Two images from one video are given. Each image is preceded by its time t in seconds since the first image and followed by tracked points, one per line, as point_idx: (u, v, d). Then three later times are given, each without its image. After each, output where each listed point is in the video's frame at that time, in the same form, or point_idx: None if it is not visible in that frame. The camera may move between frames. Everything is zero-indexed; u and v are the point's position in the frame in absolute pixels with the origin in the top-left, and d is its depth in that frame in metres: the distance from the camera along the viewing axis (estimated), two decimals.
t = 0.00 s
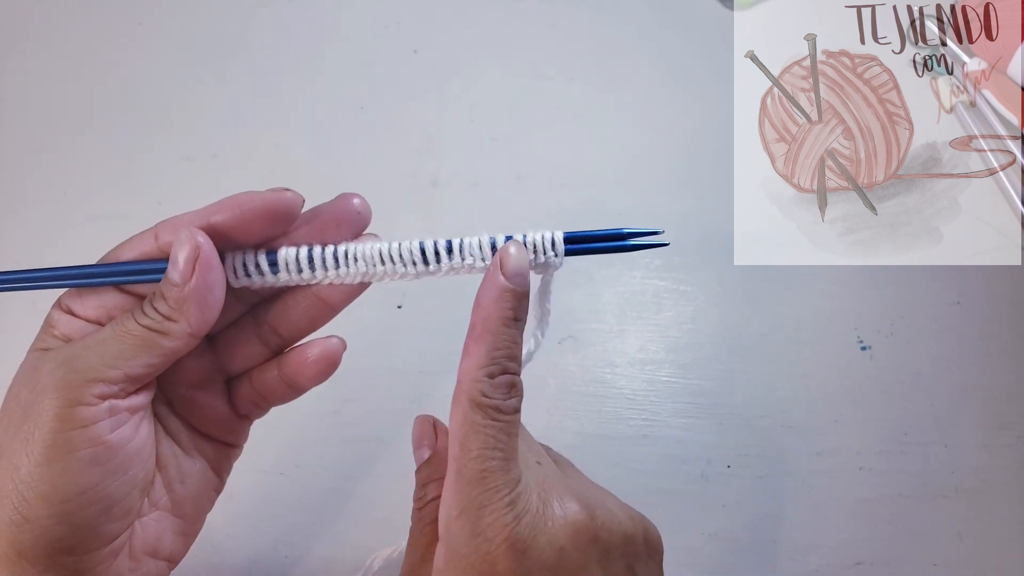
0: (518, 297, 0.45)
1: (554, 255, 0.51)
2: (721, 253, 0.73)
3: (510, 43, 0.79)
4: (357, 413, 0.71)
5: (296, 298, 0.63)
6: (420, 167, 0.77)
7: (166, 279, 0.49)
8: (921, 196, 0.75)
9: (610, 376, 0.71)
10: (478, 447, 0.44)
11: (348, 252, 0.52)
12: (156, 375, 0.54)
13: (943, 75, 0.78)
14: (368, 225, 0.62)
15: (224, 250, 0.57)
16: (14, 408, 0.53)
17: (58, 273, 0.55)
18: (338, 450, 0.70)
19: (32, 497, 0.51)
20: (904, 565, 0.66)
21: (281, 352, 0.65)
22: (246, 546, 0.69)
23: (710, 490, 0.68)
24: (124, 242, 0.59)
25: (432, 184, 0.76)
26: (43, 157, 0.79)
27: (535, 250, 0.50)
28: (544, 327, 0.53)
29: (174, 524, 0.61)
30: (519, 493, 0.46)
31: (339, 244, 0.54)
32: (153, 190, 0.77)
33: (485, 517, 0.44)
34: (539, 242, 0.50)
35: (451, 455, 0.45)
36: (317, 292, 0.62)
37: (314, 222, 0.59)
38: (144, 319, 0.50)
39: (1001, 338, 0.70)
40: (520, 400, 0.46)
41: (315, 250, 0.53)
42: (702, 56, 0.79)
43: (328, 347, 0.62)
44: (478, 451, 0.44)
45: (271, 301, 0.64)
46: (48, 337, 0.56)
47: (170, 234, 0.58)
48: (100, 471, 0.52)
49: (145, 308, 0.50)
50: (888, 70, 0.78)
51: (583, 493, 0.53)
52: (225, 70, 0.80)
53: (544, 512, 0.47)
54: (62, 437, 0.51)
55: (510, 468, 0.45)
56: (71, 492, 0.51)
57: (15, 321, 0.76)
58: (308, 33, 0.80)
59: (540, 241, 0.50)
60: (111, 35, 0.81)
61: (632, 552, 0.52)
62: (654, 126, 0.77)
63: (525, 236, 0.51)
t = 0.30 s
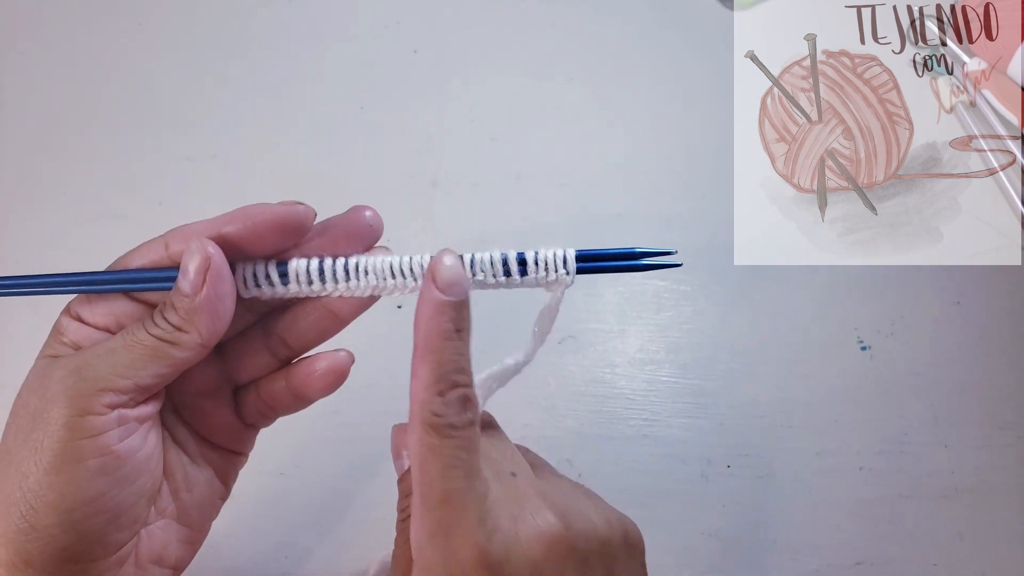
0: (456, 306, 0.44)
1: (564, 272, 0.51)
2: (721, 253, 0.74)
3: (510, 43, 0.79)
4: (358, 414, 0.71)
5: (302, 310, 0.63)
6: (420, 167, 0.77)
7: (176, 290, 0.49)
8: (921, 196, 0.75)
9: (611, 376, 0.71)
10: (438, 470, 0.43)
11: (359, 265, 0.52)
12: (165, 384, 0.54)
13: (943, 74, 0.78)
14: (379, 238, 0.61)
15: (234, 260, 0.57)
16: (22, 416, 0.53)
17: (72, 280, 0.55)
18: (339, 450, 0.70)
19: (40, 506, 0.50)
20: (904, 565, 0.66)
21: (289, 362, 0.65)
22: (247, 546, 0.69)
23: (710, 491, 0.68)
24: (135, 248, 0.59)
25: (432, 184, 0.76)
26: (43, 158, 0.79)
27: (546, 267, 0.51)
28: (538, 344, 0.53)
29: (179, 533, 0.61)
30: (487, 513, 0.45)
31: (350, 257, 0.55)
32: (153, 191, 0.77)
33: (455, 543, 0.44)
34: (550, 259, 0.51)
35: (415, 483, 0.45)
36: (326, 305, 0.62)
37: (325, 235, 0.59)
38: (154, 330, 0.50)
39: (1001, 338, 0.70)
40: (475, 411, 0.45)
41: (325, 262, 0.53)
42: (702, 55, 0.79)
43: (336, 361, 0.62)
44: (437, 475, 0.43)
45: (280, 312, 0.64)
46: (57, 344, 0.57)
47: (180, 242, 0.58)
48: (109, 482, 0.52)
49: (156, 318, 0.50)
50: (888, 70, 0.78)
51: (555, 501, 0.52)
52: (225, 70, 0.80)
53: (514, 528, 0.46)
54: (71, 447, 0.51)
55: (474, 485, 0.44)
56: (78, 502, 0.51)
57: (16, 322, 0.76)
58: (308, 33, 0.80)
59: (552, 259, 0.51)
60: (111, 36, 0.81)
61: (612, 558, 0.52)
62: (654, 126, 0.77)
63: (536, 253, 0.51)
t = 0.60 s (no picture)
0: (489, 314, 0.43)
1: (563, 276, 0.51)
2: (721, 252, 0.74)
3: (510, 43, 0.79)
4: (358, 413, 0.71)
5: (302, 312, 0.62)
6: (420, 167, 0.77)
7: (173, 290, 0.49)
8: (921, 195, 0.75)
9: (610, 376, 0.71)
10: (459, 476, 0.43)
11: (357, 266, 0.53)
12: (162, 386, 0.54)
13: (943, 74, 0.78)
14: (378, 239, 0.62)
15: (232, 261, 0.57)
16: (18, 417, 0.52)
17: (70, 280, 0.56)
18: (339, 450, 0.70)
19: (36, 508, 0.50)
20: (904, 565, 0.66)
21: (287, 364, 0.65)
22: (246, 546, 0.69)
23: (710, 491, 0.68)
24: (131, 249, 0.59)
25: (432, 184, 0.76)
26: (43, 159, 0.79)
27: (545, 269, 0.51)
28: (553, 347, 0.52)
29: (178, 535, 0.61)
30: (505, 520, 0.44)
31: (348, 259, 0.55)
32: (154, 191, 0.77)
33: (471, 546, 0.44)
34: (549, 261, 0.51)
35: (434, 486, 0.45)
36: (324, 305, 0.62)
37: (324, 235, 0.59)
38: (151, 330, 0.50)
39: (1001, 338, 0.70)
40: (500, 417, 0.45)
41: (323, 263, 0.54)
42: (702, 55, 0.79)
43: (333, 365, 0.62)
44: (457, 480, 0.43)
45: (279, 313, 0.64)
46: (55, 345, 0.57)
47: (178, 243, 0.58)
48: (106, 483, 0.52)
49: (152, 319, 0.50)
50: (888, 70, 0.78)
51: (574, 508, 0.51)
52: (225, 70, 0.80)
53: (531, 536, 0.46)
54: (66, 448, 0.50)
55: (495, 494, 0.44)
56: (74, 503, 0.51)
57: (15, 322, 0.76)
58: (308, 33, 0.80)
59: (551, 261, 0.51)
60: (111, 36, 0.81)
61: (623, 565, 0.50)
62: (654, 126, 0.77)
63: (535, 256, 0.51)
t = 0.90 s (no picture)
0: (496, 298, 0.44)
1: (563, 275, 0.51)
2: (721, 252, 0.74)
3: (510, 43, 0.79)
4: (358, 413, 0.71)
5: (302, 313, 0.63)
6: (420, 167, 0.77)
7: (176, 290, 0.49)
8: (921, 195, 0.75)
9: (610, 376, 0.71)
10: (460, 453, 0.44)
11: (358, 266, 0.53)
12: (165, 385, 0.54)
13: (943, 75, 0.78)
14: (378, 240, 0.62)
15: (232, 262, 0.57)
16: (21, 417, 0.52)
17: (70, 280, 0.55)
18: (339, 450, 0.70)
19: (39, 507, 0.50)
20: (904, 565, 0.66)
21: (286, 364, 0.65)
22: (246, 546, 0.69)
23: (710, 491, 0.68)
24: (132, 250, 0.59)
25: (432, 184, 0.76)
26: (43, 159, 0.79)
27: (545, 269, 0.50)
28: (548, 346, 0.52)
29: (179, 534, 0.61)
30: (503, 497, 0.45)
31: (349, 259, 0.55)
32: (154, 191, 0.77)
33: (471, 527, 0.43)
34: (549, 260, 0.50)
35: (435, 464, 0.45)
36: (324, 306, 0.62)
37: (324, 235, 0.59)
38: (154, 330, 0.50)
39: (1002, 338, 0.70)
40: (502, 401, 0.45)
41: (324, 263, 0.54)
42: (701, 55, 0.79)
43: (332, 364, 0.62)
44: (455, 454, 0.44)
45: (279, 313, 0.64)
46: (56, 346, 0.56)
47: (179, 244, 0.58)
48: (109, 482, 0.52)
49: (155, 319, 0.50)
50: (888, 70, 0.78)
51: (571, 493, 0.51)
52: (225, 71, 0.80)
53: (527, 513, 0.46)
54: (69, 448, 0.50)
55: (495, 470, 0.44)
56: (78, 503, 0.51)
57: (15, 322, 0.76)
58: (308, 34, 0.80)
59: (551, 260, 0.50)
60: (111, 36, 0.81)
61: (619, 550, 0.51)
62: (653, 126, 0.77)
63: (535, 255, 0.51)
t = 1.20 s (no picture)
0: (501, 300, 0.44)
1: (565, 276, 0.51)
2: (721, 252, 0.73)
3: (509, 43, 0.79)
4: (358, 413, 0.71)
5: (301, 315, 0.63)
6: (420, 167, 0.77)
7: (175, 292, 0.49)
8: (921, 195, 0.75)
9: (610, 376, 0.71)
10: (461, 456, 0.44)
11: (358, 267, 0.53)
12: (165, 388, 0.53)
13: (943, 75, 0.78)
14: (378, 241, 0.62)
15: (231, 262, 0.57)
16: (21, 419, 0.52)
17: (70, 281, 0.55)
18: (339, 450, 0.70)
19: (39, 510, 0.50)
20: (903, 564, 0.66)
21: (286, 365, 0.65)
22: (246, 546, 0.69)
23: (710, 491, 0.68)
24: (131, 250, 0.59)
25: (432, 184, 0.76)
26: (43, 159, 0.79)
27: (546, 270, 0.51)
28: (551, 349, 0.53)
29: (179, 536, 0.61)
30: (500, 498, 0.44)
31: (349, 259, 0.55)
32: (154, 191, 0.77)
33: (474, 531, 0.43)
34: (550, 261, 0.51)
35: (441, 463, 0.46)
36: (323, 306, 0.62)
37: (324, 236, 0.59)
38: (154, 333, 0.50)
39: (1002, 338, 0.70)
40: (506, 404, 0.45)
41: (323, 264, 0.54)
42: (701, 55, 0.79)
43: (331, 366, 0.62)
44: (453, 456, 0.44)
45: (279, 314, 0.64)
46: (55, 347, 0.56)
47: (178, 244, 0.58)
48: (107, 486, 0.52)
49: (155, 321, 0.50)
50: (888, 70, 0.78)
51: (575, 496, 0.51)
52: (225, 71, 0.80)
53: (531, 516, 0.46)
54: (68, 451, 0.50)
55: (498, 473, 0.44)
56: (76, 506, 0.51)
57: (15, 323, 0.76)
58: (308, 34, 0.80)
59: (552, 261, 0.51)
60: (110, 36, 0.81)
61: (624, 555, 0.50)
62: (653, 126, 0.77)
63: (536, 257, 0.51)
